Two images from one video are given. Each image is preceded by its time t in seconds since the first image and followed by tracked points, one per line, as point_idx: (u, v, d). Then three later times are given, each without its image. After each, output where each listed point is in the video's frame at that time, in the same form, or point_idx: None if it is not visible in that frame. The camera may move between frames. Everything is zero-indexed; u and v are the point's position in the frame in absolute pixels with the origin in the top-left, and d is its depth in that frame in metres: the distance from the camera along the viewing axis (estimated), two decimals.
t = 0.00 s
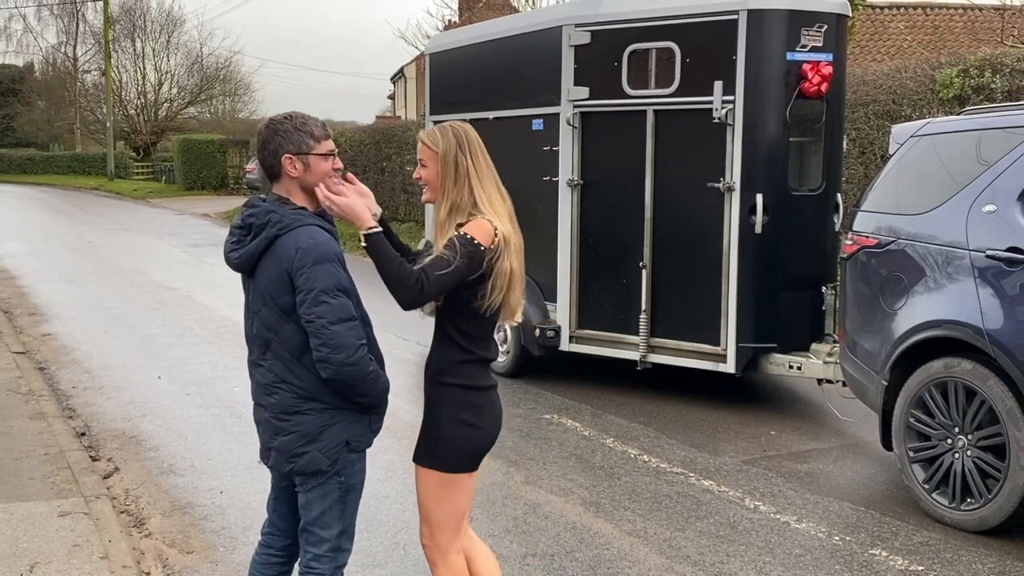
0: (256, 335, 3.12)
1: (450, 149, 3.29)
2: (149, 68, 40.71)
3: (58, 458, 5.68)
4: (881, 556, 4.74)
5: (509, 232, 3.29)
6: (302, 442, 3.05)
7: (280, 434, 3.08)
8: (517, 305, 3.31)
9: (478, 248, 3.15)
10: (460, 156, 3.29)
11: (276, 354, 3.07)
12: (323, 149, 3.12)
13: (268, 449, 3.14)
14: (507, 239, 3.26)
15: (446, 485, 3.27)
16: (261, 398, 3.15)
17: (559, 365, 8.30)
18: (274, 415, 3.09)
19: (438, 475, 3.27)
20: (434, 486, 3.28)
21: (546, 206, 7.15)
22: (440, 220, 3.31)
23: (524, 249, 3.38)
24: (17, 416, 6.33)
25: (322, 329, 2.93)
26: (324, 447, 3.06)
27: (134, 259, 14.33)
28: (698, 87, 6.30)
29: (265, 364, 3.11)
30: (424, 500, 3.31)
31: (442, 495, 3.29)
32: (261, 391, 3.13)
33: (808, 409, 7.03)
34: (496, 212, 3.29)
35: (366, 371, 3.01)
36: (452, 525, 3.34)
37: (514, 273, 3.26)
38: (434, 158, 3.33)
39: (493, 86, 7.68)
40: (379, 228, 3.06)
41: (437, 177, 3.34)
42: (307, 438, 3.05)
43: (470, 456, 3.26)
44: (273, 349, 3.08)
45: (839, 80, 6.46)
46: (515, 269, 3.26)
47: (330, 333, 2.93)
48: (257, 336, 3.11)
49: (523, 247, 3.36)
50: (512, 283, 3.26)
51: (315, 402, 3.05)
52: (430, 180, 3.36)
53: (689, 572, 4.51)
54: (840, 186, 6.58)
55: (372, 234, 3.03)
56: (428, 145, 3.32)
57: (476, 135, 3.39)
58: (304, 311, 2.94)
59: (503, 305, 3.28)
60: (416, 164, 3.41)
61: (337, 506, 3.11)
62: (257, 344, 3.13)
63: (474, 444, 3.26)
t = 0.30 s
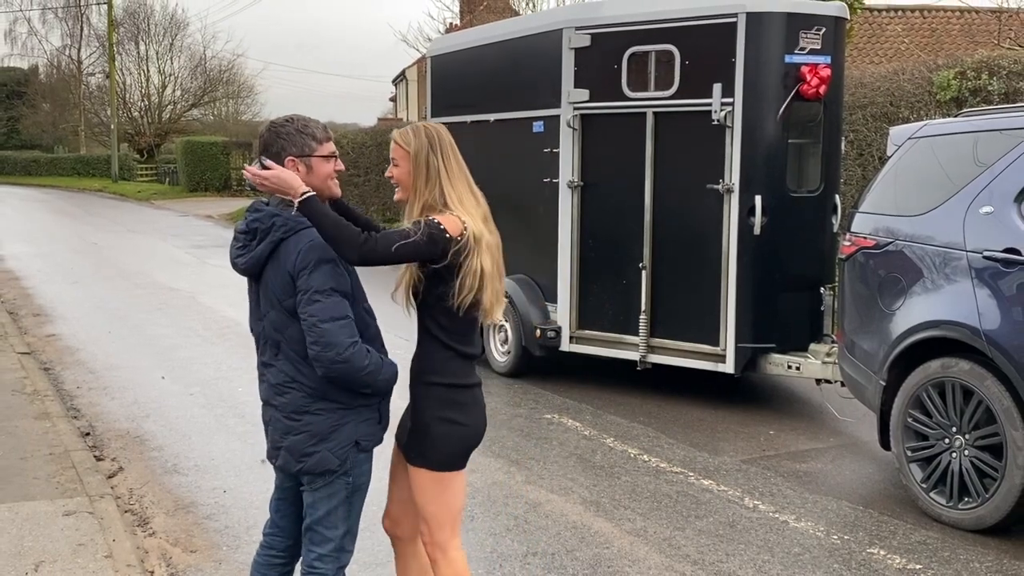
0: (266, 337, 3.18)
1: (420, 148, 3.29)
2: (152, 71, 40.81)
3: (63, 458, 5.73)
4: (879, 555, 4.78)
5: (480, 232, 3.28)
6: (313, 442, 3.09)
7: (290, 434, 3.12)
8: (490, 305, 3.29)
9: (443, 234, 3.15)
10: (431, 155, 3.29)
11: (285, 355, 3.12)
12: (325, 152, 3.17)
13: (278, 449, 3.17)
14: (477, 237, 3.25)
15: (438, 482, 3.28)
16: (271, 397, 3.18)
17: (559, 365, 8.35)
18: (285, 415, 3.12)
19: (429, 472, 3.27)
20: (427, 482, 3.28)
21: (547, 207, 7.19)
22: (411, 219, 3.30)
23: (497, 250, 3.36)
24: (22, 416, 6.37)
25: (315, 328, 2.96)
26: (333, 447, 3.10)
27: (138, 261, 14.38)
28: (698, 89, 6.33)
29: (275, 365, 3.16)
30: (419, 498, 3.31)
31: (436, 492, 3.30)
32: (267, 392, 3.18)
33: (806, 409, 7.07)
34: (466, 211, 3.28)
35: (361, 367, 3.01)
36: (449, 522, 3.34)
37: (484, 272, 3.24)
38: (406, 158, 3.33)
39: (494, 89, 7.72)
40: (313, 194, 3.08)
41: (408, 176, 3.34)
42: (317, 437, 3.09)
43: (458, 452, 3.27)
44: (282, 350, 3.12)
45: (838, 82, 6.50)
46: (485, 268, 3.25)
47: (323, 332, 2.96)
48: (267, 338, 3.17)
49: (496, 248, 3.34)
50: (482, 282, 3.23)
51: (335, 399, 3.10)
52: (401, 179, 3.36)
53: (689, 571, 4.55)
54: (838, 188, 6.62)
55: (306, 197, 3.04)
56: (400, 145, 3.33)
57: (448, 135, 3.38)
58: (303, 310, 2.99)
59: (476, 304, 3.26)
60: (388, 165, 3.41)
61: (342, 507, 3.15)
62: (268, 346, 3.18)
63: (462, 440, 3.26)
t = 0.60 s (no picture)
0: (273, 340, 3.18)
1: (394, 148, 3.35)
2: (158, 75, 40.96)
3: (69, 457, 5.79)
4: (878, 552, 4.84)
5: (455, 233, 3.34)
6: (313, 443, 3.08)
7: (291, 436, 3.12)
8: (465, 306, 3.35)
9: (421, 228, 3.19)
10: (405, 156, 3.35)
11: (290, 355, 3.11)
12: (337, 150, 3.21)
13: (282, 449, 3.18)
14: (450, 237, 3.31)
15: (423, 480, 3.32)
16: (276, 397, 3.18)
17: (560, 365, 8.41)
18: (288, 416, 3.12)
19: (414, 472, 3.31)
20: (412, 480, 3.32)
21: (548, 209, 7.25)
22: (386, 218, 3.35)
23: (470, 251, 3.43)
24: (29, 415, 6.43)
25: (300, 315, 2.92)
26: (334, 448, 3.09)
27: (144, 262, 14.48)
28: (697, 92, 6.39)
29: (280, 366, 3.15)
30: (404, 497, 3.36)
31: (421, 489, 3.34)
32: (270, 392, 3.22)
33: (804, 408, 7.13)
34: (441, 209, 3.34)
35: (350, 342, 2.87)
36: (436, 517, 3.40)
37: (458, 273, 3.30)
38: (382, 158, 3.38)
39: (496, 91, 7.78)
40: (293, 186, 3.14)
41: (381, 175, 3.38)
42: (316, 439, 3.08)
43: (442, 449, 3.31)
44: (284, 351, 3.11)
45: (836, 84, 6.55)
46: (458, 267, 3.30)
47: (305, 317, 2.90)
48: (274, 340, 3.17)
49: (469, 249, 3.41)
50: (456, 284, 3.29)
51: (336, 399, 3.08)
52: (373, 178, 3.40)
53: (690, 569, 4.60)
54: (837, 189, 6.68)
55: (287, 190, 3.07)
56: (376, 145, 3.37)
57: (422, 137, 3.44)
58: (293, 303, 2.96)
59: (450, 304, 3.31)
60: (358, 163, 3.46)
61: (348, 506, 3.16)
62: (275, 348, 3.18)
63: (446, 437, 3.31)
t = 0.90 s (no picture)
0: (273, 336, 3.12)
1: (388, 154, 3.42)
2: (165, 79, 41.38)
3: (81, 454, 5.93)
4: (871, 547, 4.96)
5: (446, 237, 3.37)
6: (316, 441, 3.09)
7: (293, 433, 3.11)
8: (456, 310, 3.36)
9: (411, 228, 3.17)
10: (399, 162, 3.41)
11: (296, 352, 3.08)
12: (349, 152, 3.26)
13: (283, 447, 3.17)
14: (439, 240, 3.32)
15: (412, 479, 3.33)
16: (277, 396, 3.13)
17: (560, 364, 8.53)
18: (290, 415, 3.10)
19: (402, 472, 3.30)
20: (399, 481, 3.32)
21: (548, 211, 7.37)
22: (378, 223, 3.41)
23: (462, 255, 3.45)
24: (41, 413, 6.56)
25: (389, 318, 3.04)
26: (337, 446, 3.10)
27: (155, 263, 14.68)
28: (693, 97, 6.50)
29: (281, 362, 3.10)
30: (392, 497, 3.36)
31: (409, 488, 3.35)
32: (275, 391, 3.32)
33: (799, 406, 7.24)
34: (432, 212, 3.36)
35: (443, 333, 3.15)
36: (424, 514, 3.42)
37: (449, 277, 3.32)
38: (376, 165, 3.44)
39: (496, 96, 7.91)
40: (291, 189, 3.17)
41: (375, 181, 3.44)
42: (320, 437, 3.08)
43: (428, 448, 3.31)
44: (293, 349, 3.07)
45: (830, 90, 6.67)
46: (446, 270, 3.32)
47: (398, 318, 3.04)
48: (276, 335, 3.11)
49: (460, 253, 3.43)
50: (448, 288, 3.31)
51: (341, 397, 3.08)
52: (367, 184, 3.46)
53: (687, 563, 4.73)
54: (830, 192, 6.79)
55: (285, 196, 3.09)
56: (370, 152, 3.44)
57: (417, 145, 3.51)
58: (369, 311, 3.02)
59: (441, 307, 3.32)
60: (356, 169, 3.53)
61: (350, 502, 3.19)
62: (274, 342, 3.12)
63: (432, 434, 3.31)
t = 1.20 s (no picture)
0: (291, 328, 3.17)
1: (424, 161, 3.56)
2: (181, 90, 43.66)
3: (99, 446, 6.18)
4: (857, 535, 5.21)
5: (461, 247, 3.53)
6: (326, 433, 3.17)
7: (302, 425, 3.17)
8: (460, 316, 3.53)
9: (426, 237, 3.30)
10: (432, 170, 3.56)
11: (316, 345, 3.15)
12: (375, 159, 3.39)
13: (284, 438, 3.20)
14: (452, 251, 3.47)
15: (414, 467, 3.48)
16: (286, 389, 3.19)
17: (558, 360, 8.77)
18: (301, 407, 3.16)
19: (405, 459, 3.46)
20: (401, 469, 3.48)
21: (547, 213, 7.60)
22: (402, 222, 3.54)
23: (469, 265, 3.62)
24: (61, 408, 6.81)
25: (420, 313, 3.18)
26: (348, 438, 3.19)
27: (169, 264, 15.01)
28: (686, 105, 6.72)
29: (299, 354, 3.16)
30: (396, 484, 3.51)
31: (411, 476, 3.51)
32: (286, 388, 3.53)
33: (788, 400, 7.48)
34: (452, 222, 3.51)
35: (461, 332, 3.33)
36: (426, 502, 3.58)
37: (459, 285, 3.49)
38: (410, 167, 3.58)
39: (496, 103, 8.15)
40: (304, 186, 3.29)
41: (407, 184, 3.59)
42: (331, 429, 3.16)
43: (430, 438, 3.46)
44: (314, 343, 3.14)
45: (818, 98, 6.89)
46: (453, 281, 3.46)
47: (428, 314, 3.19)
48: (295, 328, 3.16)
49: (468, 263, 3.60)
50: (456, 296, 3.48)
51: (356, 392, 3.19)
52: (399, 186, 3.60)
53: (680, 551, 4.97)
54: (818, 196, 7.02)
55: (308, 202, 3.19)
56: (406, 154, 3.57)
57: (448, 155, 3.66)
58: (400, 309, 3.14)
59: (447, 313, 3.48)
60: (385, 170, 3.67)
61: (355, 493, 3.29)
62: (290, 334, 3.18)
63: (432, 427, 3.46)
